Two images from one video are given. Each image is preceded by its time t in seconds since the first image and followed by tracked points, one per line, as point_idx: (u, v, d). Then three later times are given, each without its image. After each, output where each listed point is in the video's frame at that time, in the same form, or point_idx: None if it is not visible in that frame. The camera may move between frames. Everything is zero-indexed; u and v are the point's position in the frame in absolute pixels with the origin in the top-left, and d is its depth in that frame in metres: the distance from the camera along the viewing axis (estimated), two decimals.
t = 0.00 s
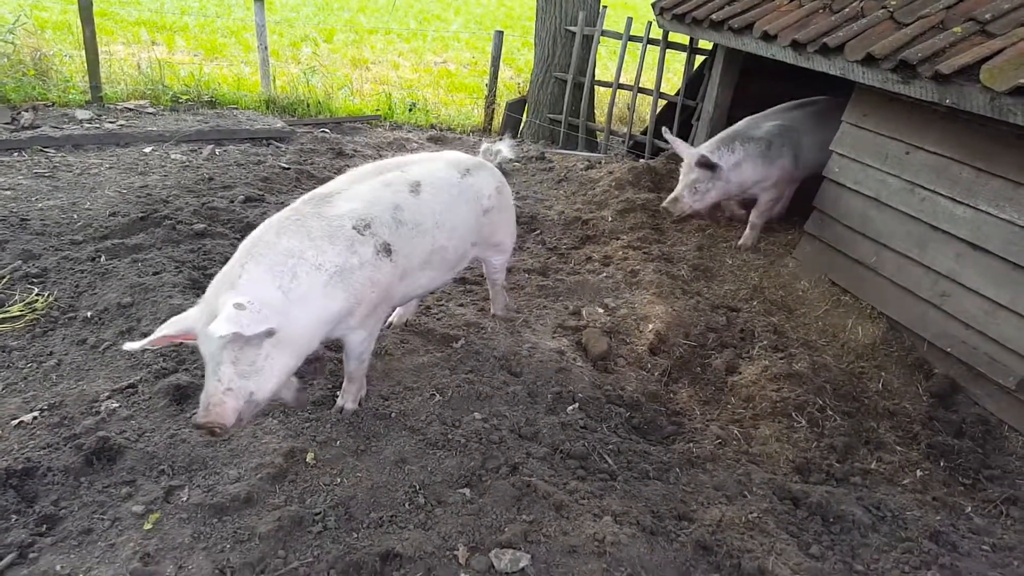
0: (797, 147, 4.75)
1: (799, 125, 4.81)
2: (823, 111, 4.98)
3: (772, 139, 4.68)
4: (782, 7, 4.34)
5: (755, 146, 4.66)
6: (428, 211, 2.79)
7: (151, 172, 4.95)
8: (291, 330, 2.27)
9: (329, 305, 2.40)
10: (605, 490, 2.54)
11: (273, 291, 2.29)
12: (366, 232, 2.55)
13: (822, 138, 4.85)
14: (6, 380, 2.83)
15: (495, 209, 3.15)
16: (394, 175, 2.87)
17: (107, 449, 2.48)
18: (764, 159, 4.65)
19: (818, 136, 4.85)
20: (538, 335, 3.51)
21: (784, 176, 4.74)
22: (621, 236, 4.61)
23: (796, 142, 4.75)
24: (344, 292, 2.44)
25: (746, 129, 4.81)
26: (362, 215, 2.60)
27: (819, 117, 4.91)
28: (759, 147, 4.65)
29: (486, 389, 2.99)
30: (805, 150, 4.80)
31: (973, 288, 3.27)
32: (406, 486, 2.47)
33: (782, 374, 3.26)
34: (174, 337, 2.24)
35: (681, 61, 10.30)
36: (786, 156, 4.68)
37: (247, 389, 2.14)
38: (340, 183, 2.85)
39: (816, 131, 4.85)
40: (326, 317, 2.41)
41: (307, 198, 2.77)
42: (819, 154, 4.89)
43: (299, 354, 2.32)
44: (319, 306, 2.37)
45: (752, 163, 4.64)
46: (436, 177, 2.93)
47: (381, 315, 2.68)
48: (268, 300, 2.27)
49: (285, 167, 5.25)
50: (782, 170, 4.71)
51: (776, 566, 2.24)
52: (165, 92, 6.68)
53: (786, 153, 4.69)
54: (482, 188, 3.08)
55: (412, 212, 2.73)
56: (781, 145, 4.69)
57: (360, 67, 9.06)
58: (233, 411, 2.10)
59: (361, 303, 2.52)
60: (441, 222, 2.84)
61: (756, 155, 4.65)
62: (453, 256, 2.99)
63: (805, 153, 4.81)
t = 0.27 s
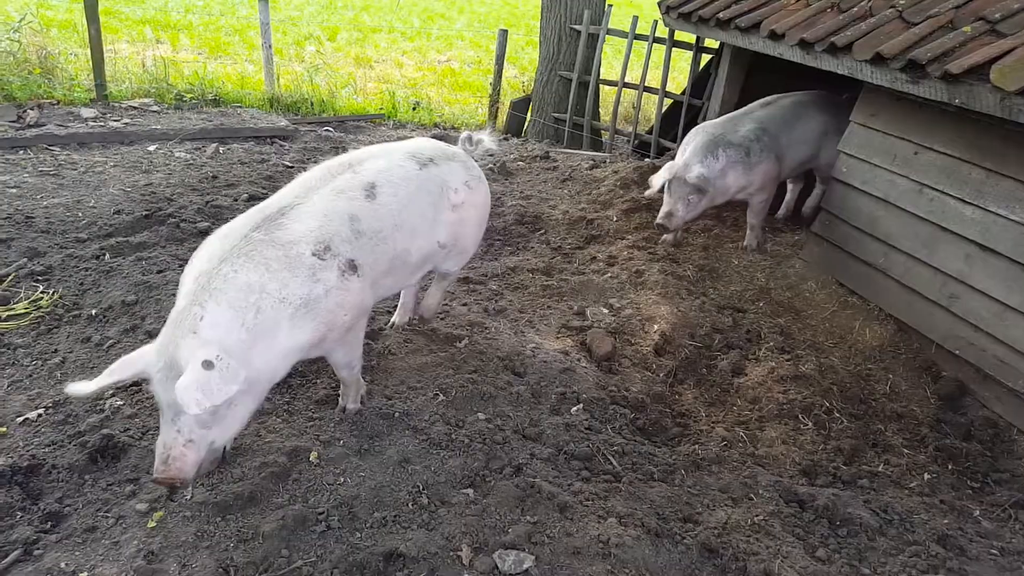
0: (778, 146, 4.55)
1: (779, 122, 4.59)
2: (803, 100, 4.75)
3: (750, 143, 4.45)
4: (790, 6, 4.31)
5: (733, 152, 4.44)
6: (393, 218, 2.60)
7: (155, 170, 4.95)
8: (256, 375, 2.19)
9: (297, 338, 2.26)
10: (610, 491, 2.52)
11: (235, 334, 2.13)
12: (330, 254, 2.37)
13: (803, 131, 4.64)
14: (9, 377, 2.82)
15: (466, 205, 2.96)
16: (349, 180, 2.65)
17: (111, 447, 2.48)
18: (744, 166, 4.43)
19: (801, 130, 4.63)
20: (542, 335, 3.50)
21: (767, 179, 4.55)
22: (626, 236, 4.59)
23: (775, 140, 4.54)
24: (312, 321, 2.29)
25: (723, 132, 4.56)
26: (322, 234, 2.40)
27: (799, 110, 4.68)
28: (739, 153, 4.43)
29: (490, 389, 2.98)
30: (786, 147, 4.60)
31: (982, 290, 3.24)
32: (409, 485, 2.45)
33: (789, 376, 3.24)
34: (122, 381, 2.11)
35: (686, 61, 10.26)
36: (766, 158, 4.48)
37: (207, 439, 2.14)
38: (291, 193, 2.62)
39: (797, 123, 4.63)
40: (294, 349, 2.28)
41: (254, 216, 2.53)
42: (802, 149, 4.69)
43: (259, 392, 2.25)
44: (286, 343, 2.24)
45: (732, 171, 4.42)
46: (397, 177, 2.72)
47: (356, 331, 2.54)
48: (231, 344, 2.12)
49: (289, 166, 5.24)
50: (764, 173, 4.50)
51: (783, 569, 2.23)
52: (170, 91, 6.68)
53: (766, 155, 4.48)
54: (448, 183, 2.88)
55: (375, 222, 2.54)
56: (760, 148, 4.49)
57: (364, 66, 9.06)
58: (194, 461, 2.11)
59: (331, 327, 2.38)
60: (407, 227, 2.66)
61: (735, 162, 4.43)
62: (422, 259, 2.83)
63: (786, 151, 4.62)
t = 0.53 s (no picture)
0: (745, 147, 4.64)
1: (750, 123, 4.67)
2: (774, 103, 4.81)
3: (718, 141, 4.55)
4: (796, 7, 4.32)
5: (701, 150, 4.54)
6: (351, 237, 2.36)
7: (160, 166, 4.97)
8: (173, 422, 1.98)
9: (235, 378, 2.05)
10: (611, 490, 2.53)
11: (163, 374, 1.93)
12: (279, 283, 2.14)
13: (772, 134, 4.72)
14: (15, 371, 2.84)
15: (434, 220, 2.65)
16: (303, 190, 2.39)
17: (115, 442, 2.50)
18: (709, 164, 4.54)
19: (769, 132, 4.72)
20: (545, 334, 3.51)
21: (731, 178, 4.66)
22: (628, 236, 4.61)
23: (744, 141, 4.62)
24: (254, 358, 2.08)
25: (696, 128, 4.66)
26: (270, 259, 2.16)
27: (771, 112, 4.75)
28: (705, 151, 4.53)
29: (493, 387, 2.99)
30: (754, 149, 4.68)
31: (984, 293, 3.25)
32: (412, 483, 2.47)
33: (791, 377, 3.25)
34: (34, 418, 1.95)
35: (690, 61, 10.24)
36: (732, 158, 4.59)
37: (106, 484, 1.90)
38: (239, 204, 2.36)
39: (767, 126, 4.70)
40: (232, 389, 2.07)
41: (197, 232, 2.30)
42: (770, 152, 4.77)
43: (181, 440, 2.03)
44: (222, 384, 2.03)
45: (699, 167, 4.53)
46: (358, 187, 2.46)
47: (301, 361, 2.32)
48: (156, 386, 1.92)
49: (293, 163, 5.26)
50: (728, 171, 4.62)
51: (783, 568, 2.24)
52: (175, 87, 6.70)
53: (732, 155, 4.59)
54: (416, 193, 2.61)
55: (331, 242, 2.30)
56: (728, 148, 4.59)
57: (368, 64, 9.07)
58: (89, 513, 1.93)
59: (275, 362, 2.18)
60: (368, 246, 2.42)
61: (702, 158, 4.53)
62: (385, 276, 2.60)
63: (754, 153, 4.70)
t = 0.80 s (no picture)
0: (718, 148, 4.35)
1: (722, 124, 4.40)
2: (749, 100, 4.56)
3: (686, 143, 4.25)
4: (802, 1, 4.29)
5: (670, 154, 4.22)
6: (319, 259, 2.13)
7: (165, 166, 4.98)
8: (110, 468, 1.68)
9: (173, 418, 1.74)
10: (619, 486, 2.53)
11: (88, 413, 1.65)
12: (230, 309, 1.89)
13: (747, 133, 4.44)
14: (24, 370, 2.85)
15: (417, 230, 2.50)
16: (267, 212, 2.17)
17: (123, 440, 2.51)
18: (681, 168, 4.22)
19: (745, 131, 4.45)
20: (550, 331, 3.50)
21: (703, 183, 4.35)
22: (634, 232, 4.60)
23: (716, 142, 4.33)
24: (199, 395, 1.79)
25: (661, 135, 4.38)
26: (222, 283, 1.92)
27: (746, 110, 4.49)
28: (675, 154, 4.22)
29: (499, 384, 2.99)
30: (729, 149, 4.39)
31: (994, 286, 3.23)
32: (419, 479, 2.47)
33: (798, 373, 3.24)
34: None
35: (695, 56, 10.19)
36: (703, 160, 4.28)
37: (42, 540, 1.65)
38: (197, 227, 2.14)
39: (740, 124, 4.43)
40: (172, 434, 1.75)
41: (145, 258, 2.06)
42: (746, 152, 4.50)
43: (123, 491, 1.73)
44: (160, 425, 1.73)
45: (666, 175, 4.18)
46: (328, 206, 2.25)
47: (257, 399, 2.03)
48: (85, 423, 1.65)
49: (298, 162, 5.26)
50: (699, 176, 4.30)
51: (793, 564, 2.23)
52: (180, 87, 6.71)
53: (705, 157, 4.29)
54: (393, 209, 2.42)
55: (295, 264, 2.07)
56: (696, 151, 4.27)
57: (371, 63, 9.07)
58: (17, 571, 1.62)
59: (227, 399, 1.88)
60: (338, 267, 2.18)
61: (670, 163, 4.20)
62: (359, 302, 2.35)
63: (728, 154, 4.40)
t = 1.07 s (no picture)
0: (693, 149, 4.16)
1: (699, 122, 4.21)
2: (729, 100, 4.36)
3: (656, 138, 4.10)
4: None
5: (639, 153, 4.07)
6: (274, 279, 2.01)
7: (177, 162, 5.00)
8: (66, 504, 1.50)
9: (111, 446, 1.60)
10: (631, 479, 2.52)
11: (23, 446, 1.48)
12: (164, 323, 1.78)
13: (726, 135, 4.24)
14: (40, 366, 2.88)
15: (382, 247, 2.41)
16: (219, 232, 2.06)
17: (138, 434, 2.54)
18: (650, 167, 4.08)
19: (724, 133, 4.24)
20: (561, 325, 3.50)
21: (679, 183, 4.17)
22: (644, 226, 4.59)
23: (688, 141, 4.16)
24: (134, 413, 1.65)
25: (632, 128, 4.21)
26: (158, 300, 1.81)
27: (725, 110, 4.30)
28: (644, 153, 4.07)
29: (510, 378, 2.99)
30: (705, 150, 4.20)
31: (1008, 278, 3.20)
32: (430, 473, 2.48)
33: (810, 365, 3.22)
34: None
35: (705, 48, 10.12)
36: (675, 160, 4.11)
37: None
38: (141, 247, 2.02)
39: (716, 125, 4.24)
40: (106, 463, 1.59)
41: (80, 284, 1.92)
42: (727, 154, 4.28)
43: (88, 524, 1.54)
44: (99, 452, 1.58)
45: (635, 170, 4.06)
46: (288, 225, 2.13)
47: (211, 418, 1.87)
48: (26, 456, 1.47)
49: (308, 157, 5.28)
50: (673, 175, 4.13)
51: (806, 557, 2.22)
52: (190, 84, 6.74)
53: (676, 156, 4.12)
54: (360, 227, 2.31)
55: (246, 285, 1.95)
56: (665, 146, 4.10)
57: (380, 58, 9.07)
58: None
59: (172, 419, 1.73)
60: (297, 289, 2.05)
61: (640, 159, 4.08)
62: (327, 326, 2.21)
63: (704, 155, 4.21)
